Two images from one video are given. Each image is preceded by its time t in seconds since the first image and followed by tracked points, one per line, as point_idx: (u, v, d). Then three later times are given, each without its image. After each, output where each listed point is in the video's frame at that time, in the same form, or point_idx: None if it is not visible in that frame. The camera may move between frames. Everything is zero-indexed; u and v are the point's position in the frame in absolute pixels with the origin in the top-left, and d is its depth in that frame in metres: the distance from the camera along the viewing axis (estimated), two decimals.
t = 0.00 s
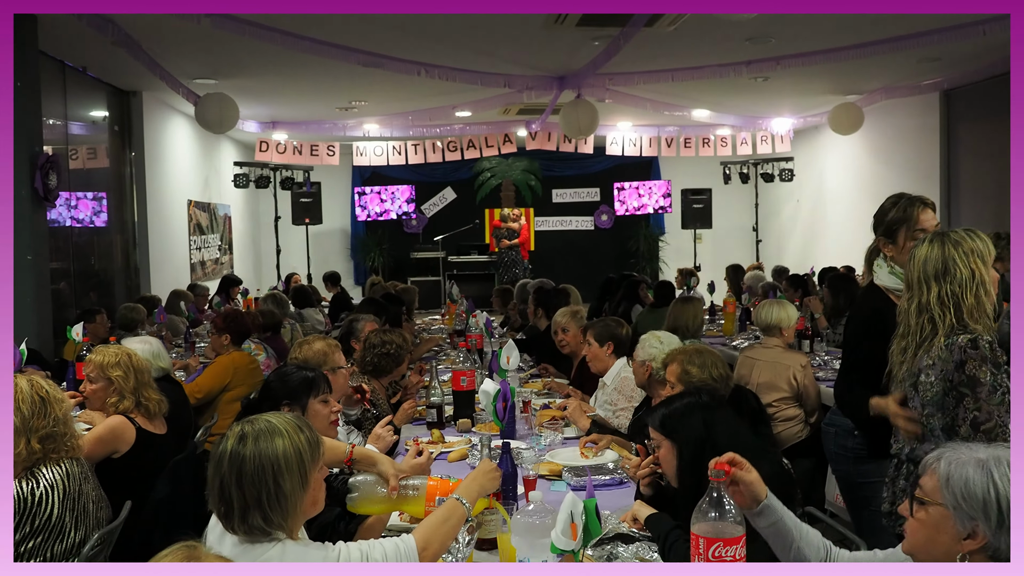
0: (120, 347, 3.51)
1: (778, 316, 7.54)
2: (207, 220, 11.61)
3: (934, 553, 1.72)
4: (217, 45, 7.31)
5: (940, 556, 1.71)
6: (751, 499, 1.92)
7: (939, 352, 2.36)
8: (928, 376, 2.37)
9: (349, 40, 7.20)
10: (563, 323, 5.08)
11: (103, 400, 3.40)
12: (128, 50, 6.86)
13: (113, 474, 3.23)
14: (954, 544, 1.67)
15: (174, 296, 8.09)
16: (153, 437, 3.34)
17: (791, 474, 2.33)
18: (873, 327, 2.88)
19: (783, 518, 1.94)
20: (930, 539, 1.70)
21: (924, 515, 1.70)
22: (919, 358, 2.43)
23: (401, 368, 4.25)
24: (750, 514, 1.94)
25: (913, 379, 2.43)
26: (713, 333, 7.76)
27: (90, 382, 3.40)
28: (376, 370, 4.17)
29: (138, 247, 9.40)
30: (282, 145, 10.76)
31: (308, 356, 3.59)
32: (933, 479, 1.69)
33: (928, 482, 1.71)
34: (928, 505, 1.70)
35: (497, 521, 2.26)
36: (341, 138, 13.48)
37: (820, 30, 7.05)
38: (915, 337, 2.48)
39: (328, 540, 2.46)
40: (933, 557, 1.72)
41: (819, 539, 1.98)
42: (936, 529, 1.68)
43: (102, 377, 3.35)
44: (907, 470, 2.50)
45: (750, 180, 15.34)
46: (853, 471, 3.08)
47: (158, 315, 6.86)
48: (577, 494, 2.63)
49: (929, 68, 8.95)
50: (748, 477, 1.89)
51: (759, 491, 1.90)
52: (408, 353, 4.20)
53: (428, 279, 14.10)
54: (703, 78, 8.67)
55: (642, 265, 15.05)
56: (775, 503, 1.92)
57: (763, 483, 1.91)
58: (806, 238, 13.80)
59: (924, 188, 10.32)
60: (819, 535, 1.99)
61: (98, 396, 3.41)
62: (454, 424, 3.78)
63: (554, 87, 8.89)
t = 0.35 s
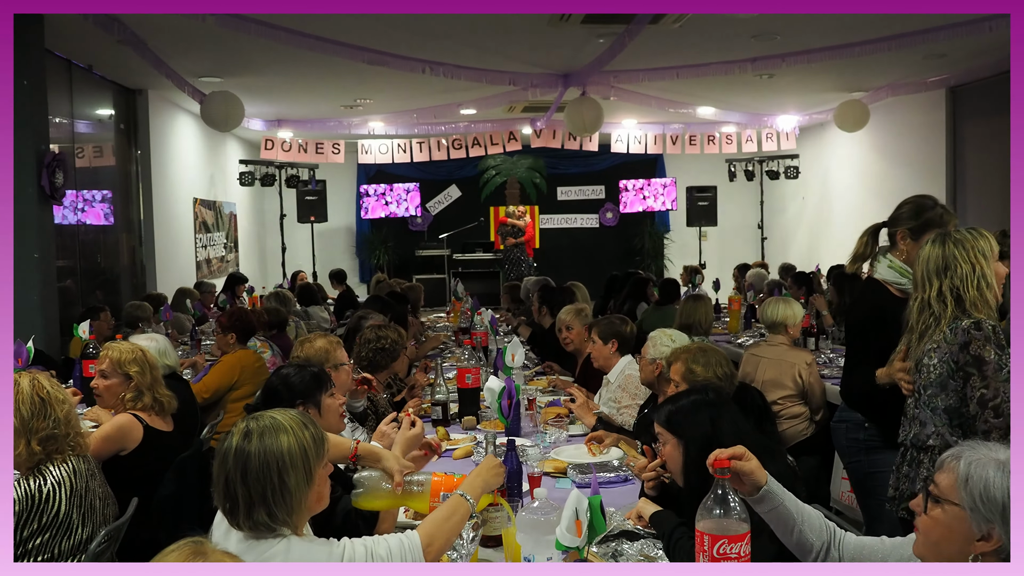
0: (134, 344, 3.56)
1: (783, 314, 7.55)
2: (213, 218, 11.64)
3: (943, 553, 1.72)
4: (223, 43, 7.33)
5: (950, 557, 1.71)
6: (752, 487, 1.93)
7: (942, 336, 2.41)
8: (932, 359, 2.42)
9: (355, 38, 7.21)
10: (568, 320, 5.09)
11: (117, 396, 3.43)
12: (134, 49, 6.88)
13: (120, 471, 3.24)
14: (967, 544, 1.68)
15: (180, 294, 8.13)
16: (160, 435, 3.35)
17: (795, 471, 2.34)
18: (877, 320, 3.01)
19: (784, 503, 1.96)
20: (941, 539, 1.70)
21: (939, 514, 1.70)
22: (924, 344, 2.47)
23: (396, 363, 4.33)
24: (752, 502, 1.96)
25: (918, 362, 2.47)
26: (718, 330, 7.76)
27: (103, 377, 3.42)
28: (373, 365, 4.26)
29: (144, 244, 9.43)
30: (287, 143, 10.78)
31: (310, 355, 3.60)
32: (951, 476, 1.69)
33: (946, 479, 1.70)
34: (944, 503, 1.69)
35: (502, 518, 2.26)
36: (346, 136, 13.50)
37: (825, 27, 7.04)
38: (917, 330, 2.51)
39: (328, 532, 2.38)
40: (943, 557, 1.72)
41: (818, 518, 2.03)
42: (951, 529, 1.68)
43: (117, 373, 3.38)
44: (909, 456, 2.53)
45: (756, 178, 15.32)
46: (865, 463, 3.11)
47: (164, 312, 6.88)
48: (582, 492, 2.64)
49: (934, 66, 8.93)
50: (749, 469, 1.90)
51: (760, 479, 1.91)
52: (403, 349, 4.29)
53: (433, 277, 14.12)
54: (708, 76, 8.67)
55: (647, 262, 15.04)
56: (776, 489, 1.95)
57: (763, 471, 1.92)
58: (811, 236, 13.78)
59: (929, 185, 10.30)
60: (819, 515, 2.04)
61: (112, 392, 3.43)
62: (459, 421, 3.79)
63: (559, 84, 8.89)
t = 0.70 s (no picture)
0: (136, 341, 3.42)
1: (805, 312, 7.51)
2: (236, 215, 11.73)
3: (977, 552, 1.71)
4: (246, 42, 7.38)
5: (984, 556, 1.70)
6: (777, 480, 1.93)
7: (980, 328, 2.42)
8: (970, 350, 2.41)
9: (376, 36, 7.23)
10: (590, 316, 5.09)
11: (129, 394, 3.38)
12: (159, 48, 6.95)
13: (148, 465, 3.30)
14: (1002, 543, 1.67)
15: (204, 292, 8.22)
16: (187, 430, 3.39)
17: (821, 468, 2.34)
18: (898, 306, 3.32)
19: (808, 495, 1.96)
20: (975, 539, 1.69)
21: (974, 512, 1.69)
22: (960, 337, 2.47)
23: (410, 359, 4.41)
24: (777, 493, 1.96)
25: (954, 355, 2.46)
26: (740, 328, 7.74)
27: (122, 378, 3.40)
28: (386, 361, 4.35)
29: (168, 242, 9.52)
30: (309, 141, 10.84)
31: (330, 352, 3.62)
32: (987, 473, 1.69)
33: (981, 476, 1.69)
34: (979, 502, 1.68)
35: (525, 514, 2.28)
36: (368, 134, 13.55)
37: (849, 22, 6.98)
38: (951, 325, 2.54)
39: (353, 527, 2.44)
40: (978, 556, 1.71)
41: (843, 512, 2.03)
42: (984, 528, 1.67)
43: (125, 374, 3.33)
44: (939, 450, 2.50)
45: (778, 174, 15.23)
46: (870, 441, 3.58)
47: (189, 310, 6.95)
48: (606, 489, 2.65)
49: (960, 60, 8.84)
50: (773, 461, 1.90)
51: (785, 473, 1.91)
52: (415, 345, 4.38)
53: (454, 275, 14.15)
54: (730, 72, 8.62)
55: (668, 259, 15.00)
56: (801, 481, 1.94)
57: (788, 464, 1.92)
58: (834, 232, 13.69)
59: (954, 181, 10.19)
60: (844, 508, 2.05)
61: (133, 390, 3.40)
62: (482, 418, 3.81)
63: (580, 81, 8.88)
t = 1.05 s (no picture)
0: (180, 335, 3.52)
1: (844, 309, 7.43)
2: (273, 214, 11.86)
3: None
4: (282, 42, 7.45)
5: None
6: (819, 474, 1.94)
7: None
8: None
9: (411, 34, 7.26)
10: (626, 312, 5.07)
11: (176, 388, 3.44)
12: (198, 49, 7.04)
13: (187, 460, 3.34)
14: None
15: (242, 289, 8.32)
16: (226, 424, 3.45)
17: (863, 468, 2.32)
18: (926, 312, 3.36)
19: (853, 488, 1.97)
20: None
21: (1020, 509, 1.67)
22: None
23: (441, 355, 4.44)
24: (821, 485, 1.97)
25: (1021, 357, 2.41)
26: (777, 325, 7.67)
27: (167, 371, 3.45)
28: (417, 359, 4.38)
29: (207, 240, 9.65)
30: (345, 140, 10.92)
31: (366, 350, 3.64)
32: None
33: None
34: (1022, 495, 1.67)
35: (561, 511, 2.28)
36: (402, 132, 13.61)
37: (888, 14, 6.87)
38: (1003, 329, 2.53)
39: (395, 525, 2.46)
40: None
41: (889, 506, 2.03)
42: None
43: (173, 366, 3.41)
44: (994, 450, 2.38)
45: (815, 170, 15.05)
46: (908, 449, 3.50)
47: (228, 307, 7.05)
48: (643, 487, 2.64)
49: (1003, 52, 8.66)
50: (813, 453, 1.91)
51: (826, 468, 1.92)
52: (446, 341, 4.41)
53: (488, 272, 14.17)
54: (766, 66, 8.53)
55: (703, 256, 14.90)
56: (846, 475, 1.95)
57: (832, 459, 1.93)
58: (873, 228, 13.50)
59: (997, 176, 10.01)
60: (890, 503, 2.04)
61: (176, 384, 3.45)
62: (517, 415, 3.82)
63: (614, 77, 8.84)
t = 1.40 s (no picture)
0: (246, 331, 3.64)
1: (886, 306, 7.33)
2: (312, 211, 11.98)
3: None
4: (320, 42, 7.52)
5: None
6: (873, 468, 1.89)
7: None
8: None
9: (448, 32, 7.28)
10: (664, 310, 5.04)
11: (234, 380, 3.50)
12: (238, 50, 7.12)
13: (230, 455, 3.38)
14: None
15: (282, 286, 8.41)
16: (268, 420, 3.49)
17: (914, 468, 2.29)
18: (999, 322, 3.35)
19: (906, 486, 1.91)
20: None
21: None
22: None
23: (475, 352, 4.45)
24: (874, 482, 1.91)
25: None
26: (818, 322, 7.58)
27: (221, 362, 3.50)
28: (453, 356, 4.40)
29: (247, 238, 9.77)
30: (382, 138, 10.98)
31: (405, 347, 3.67)
32: None
33: None
34: None
35: (601, 508, 2.28)
36: (438, 130, 13.65)
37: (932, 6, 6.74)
38: None
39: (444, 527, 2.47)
40: None
41: (940, 503, 1.98)
42: None
43: (235, 358, 3.47)
44: None
45: (855, 165, 14.83)
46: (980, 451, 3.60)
47: (269, 305, 7.13)
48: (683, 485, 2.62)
49: None
50: (861, 446, 1.86)
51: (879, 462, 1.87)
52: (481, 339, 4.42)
53: (525, 269, 14.17)
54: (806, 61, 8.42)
55: (741, 253, 14.76)
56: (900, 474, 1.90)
57: (885, 452, 1.88)
58: (915, 224, 13.28)
59: None
60: (942, 500, 1.99)
61: (229, 376, 3.50)
62: (555, 412, 3.82)
63: (651, 73, 8.78)
